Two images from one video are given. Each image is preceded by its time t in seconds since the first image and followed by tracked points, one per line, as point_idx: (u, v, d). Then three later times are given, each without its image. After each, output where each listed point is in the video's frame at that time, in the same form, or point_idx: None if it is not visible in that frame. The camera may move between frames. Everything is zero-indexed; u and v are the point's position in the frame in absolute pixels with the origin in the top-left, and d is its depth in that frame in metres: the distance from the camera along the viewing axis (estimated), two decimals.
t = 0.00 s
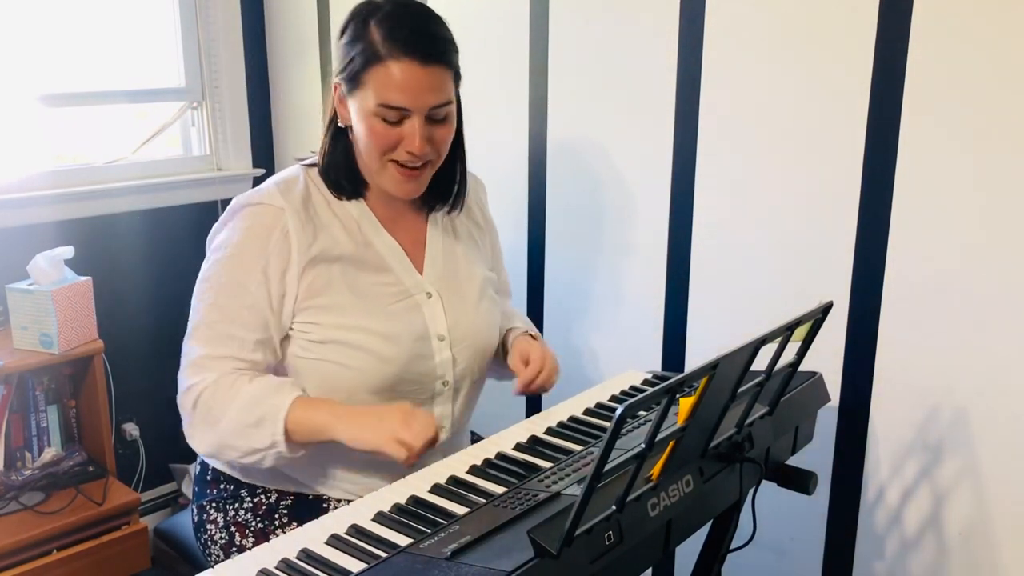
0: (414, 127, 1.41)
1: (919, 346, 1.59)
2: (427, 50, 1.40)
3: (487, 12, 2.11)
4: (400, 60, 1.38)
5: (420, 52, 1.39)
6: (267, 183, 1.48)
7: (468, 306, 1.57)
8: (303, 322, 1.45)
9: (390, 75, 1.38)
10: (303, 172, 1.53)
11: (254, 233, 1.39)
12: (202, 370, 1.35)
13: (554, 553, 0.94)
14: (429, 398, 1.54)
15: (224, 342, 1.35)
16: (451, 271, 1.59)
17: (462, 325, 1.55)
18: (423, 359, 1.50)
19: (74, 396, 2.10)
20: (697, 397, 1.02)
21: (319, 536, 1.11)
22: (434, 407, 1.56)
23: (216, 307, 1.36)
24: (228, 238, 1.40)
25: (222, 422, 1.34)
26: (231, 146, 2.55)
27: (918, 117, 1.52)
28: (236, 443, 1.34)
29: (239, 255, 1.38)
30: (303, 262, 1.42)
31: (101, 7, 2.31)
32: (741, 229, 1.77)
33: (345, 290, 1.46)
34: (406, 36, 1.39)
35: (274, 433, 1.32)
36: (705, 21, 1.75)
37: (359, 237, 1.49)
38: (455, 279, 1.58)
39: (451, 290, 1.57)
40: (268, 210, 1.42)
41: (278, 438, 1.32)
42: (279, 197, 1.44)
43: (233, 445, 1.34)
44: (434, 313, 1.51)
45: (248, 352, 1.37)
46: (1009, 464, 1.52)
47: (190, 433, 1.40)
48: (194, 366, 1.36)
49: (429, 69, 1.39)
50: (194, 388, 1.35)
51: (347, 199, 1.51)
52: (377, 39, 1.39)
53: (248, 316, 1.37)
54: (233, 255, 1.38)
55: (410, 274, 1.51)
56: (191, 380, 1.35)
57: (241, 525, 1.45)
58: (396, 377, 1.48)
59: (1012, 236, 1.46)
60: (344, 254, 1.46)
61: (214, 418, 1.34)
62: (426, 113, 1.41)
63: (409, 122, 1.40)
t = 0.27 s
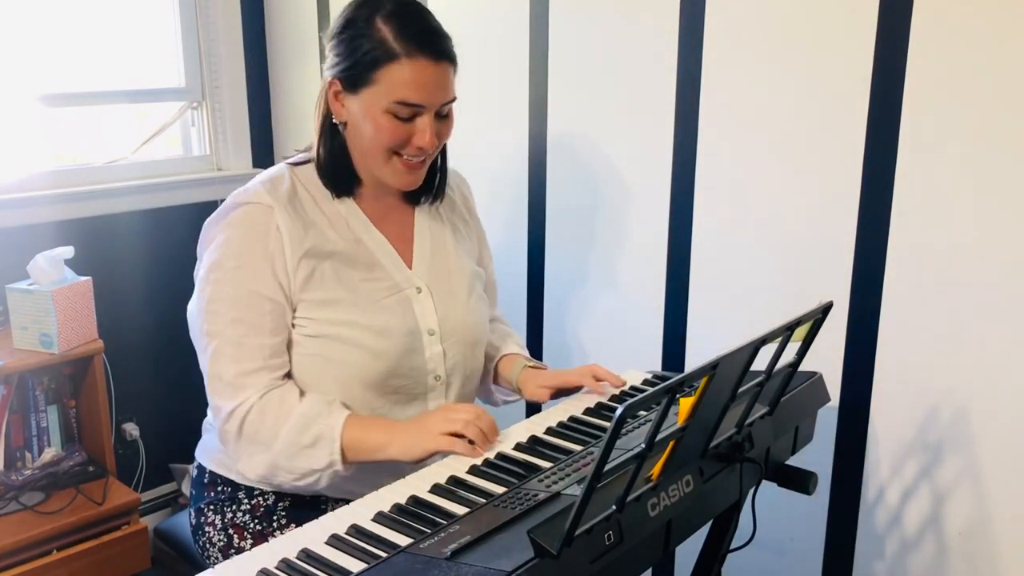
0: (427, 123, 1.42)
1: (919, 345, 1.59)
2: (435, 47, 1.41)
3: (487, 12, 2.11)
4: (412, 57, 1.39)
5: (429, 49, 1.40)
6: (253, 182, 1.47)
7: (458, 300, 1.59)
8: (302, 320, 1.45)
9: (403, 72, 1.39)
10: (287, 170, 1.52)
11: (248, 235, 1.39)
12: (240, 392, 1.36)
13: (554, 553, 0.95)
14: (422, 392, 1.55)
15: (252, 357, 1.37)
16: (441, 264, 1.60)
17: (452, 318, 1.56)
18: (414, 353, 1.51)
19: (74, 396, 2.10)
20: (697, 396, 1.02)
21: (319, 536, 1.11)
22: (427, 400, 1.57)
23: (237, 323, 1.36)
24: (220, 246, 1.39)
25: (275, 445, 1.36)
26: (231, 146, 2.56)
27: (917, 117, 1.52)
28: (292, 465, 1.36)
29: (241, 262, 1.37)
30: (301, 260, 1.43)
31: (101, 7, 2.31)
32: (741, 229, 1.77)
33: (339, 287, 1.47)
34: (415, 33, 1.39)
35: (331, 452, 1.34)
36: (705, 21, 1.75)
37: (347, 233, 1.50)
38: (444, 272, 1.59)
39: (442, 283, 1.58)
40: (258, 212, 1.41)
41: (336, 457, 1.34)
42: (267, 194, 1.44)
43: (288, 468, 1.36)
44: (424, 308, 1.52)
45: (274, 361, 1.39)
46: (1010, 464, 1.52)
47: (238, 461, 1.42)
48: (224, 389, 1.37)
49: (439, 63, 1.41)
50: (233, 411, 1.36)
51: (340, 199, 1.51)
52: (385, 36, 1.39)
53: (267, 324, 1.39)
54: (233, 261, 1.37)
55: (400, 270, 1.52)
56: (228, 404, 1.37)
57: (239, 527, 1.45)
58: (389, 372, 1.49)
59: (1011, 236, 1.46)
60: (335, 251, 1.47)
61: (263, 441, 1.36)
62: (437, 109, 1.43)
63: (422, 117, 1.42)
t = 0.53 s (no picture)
0: (430, 114, 1.45)
1: (919, 345, 1.59)
2: (431, 38, 1.44)
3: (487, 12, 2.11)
4: (413, 50, 1.41)
5: (427, 40, 1.43)
6: (242, 184, 1.47)
7: (451, 294, 1.59)
8: (305, 319, 1.45)
9: (408, 66, 1.41)
10: (276, 170, 1.51)
11: (244, 238, 1.39)
12: (256, 399, 1.36)
13: (554, 553, 0.95)
14: (419, 387, 1.55)
15: (264, 362, 1.37)
16: (434, 258, 1.60)
17: (446, 311, 1.56)
18: (409, 348, 1.51)
19: (74, 396, 2.10)
20: (697, 396, 1.02)
21: (319, 536, 1.11)
22: (424, 395, 1.57)
23: (246, 330, 1.37)
24: (218, 251, 1.38)
25: (300, 451, 1.36)
26: (231, 146, 2.56)
27: (918, 117, 1.52)
28: (319, 469, 1.36)
29: (243, 267, 1.38)
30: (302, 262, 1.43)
31: (101, 7, 2.31)
32: (741, 228, 1.77)
33: (335, 284, 1.47)
34: (412, 25, 1.42)
35: (355, 454, 1.35)
36: (705, 21, 1.75)
37: (338, 230, 1.50)
38: (436, 266, 1.60)
39: (435, 277, 1.58)
40: (251, 213, 1.41)
41: (359, 457, 1.35)
42: (258, 195, 1.43)
43: (314, 472, 1.37)
44: (418, 302, 1.53)
45: (284, 363, 1.40)
46: (1010, 464, 1.52)
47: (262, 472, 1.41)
48: (238, 397, 1.37)
49: (438, 55, 1.44)
50: (251, 419, 1.37)
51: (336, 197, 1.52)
52: (384, 30, 1.40)
53: (274, 327, 1.40)
54: (233, 266, 1.37)
55: (391, 265, 1.52)
56: (245, 413, 1.37)
57: (238, 527, 1.45)
58: (385, 367, 1.49)
59: (1012, 236, 1.46)
60: (331, 252, 1.47)
61: (285, 447, 1.36)
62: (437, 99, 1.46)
63: (426, 109, 1.45)
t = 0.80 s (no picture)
0: (424, 104, 1.47)
1: (919, 345, 1.59)
2: (420, 27, 1.46)
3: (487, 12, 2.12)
4: (404, 40, 1.43)
5: (417, 30, 1.45)
6: (239, 180, 1.47)
7: (447, 286, 1.59)
8: (304, 312, 1.45)
9: (401, 58, 1.42)
10: (272, 167, 1.52)
11: (241, 232, 1.39)
12: (256, 392, 1.37)
13: (554, 553, 0.95)
14: (416, 378, 1.55)
15: (264, 354, 1.38)
16: (430, 250, 1.61)
17: (442, 304, 1.57)
18: (406, 339, 1.51)
19: (74, 396, 2.10)
20: (697, 396, 1.02)
21: (319, 536, 1.11)
22: (422, 386, 1.57)
23: (245, 323, 1.37)
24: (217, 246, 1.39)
25: (302, 445, 1.36)
26: (231, 146, 2.56)
27: (918, 117, 1.52)
28: (321, 464, 1.36)
29: (242, 260, 1.38)
30: (299, 254, 1.43)
31: (101, 7, 2.31)
32: (741, 228, 1.77)
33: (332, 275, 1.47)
34: (401, 16, 1.43)
35: (356, 449, 1.35)
36: (704, 20, 1.75)
37: (334, 224, 1.50)
38: (431, 259, 1.60)
39: (431, 269, 1.59)
40: (247, 207, 1.41)
41: (361, 452, 1.35)
42: (254, 190, 1.44)
43: (317, 467, 1.36)
44: (414, 295, 1.53)
45: (284, 356, 1.40)
46: (1010, 464, 1.52)
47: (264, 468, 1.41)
48: (239, 390, 1.37)
49: (428, 45, 1.46)
50: (252, 412, 1.37)
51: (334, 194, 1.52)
52: (374, 22, 1.41)
53: (273, 320, 1.40)
54: (231, 260, 1.38)
55: (387, 258, 1.52)
56: (246, 407, 1.37)
57: (241, 528, 1.45)
58: (383, 358, 1.49)
59: (1011, 236, 1.46)
60: (327, 246, 1.47)
61: (287, 441, 1.36)
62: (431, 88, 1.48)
63: (420, 99, 1.46)
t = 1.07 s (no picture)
0: (417, 92, 1.47)
1: (919, 345, 1.59)
2: (410, 17, 1.46)
3: (487, 12, 2.11)
4: (393, 28, 1.43)
5: (407, 19, 1.45)
6: (241, 177, 1.47)
7: (448, 281, 1.60)
8: (307, 305, 1.45)
9: (392, 45, 1.43)
10: (273, 164, 1.52)
11: (244, 227, 1.39)
12: (260, 386, 1.36)
13: (554, 553, 0.95)
14: (417, 375, 1.55)
15: (267, 348, 1.38)
16: (430, 247, 1.61)
17: (443, 300, 1.57)
18: (407, 335, 1.51)
19: (74, 396, 2.10)
20: (697, 396, 1.02)
21: (319, 536, 1.11)
22: (423, 382, 1.57)
23: (249, 318, 1.37)
24: (220, 243, 1.39)
25: (307, 438, 1.36)
26: (231, 147, 2.57)
27: (917, 117, 1.52)
28: (325, 456, 1.36)
29: (245, 254, 1.38)
30: (301, 248, 1.43)
31: (101, 7, 2.31)
32: (741, 228, 1.77)
33: (333, 270, 1.47)
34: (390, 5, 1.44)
35: (360, 442, 1.35)
36: (705, 20, 1.75)
37: (335, 220, 1.50)
38: (431, 255, 1.60)
39: (431, 265, 1.59)
40: (249, 203, 1.41)
41: (365, 443, 1.36)
42: (256, 186, 1.44)
43: (321, 460, 1.36)
44: (414, 290, 1.53)
45: (287, 350, 1.40)
46: (1009, 464, 1.52)
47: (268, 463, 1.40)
48: (243, 384, 1.37)
49: (419, 34, 1.46)
50: (256, 406, 1.36)
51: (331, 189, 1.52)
52: (362, 11, 1.43)
53: (277, 314, 1.40)
54: (234, 255, 1.38)
55: (388, 254, 1.53)
56: (250, 400, 1.36)
57: (241, 527, 1.45)
58: (383, 354, 1.49)
59: (1011, 236, 1.46)
60: (328, 242, 1.47)
61: (291, 434, 1.36)
62: (422, 77, 1.47)
63: (413, 87, 1.46)
